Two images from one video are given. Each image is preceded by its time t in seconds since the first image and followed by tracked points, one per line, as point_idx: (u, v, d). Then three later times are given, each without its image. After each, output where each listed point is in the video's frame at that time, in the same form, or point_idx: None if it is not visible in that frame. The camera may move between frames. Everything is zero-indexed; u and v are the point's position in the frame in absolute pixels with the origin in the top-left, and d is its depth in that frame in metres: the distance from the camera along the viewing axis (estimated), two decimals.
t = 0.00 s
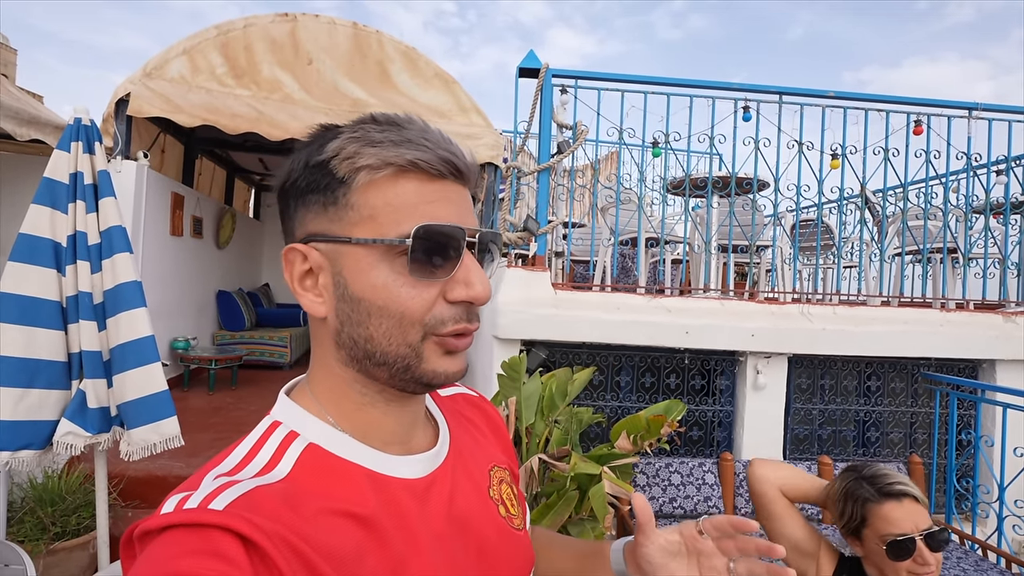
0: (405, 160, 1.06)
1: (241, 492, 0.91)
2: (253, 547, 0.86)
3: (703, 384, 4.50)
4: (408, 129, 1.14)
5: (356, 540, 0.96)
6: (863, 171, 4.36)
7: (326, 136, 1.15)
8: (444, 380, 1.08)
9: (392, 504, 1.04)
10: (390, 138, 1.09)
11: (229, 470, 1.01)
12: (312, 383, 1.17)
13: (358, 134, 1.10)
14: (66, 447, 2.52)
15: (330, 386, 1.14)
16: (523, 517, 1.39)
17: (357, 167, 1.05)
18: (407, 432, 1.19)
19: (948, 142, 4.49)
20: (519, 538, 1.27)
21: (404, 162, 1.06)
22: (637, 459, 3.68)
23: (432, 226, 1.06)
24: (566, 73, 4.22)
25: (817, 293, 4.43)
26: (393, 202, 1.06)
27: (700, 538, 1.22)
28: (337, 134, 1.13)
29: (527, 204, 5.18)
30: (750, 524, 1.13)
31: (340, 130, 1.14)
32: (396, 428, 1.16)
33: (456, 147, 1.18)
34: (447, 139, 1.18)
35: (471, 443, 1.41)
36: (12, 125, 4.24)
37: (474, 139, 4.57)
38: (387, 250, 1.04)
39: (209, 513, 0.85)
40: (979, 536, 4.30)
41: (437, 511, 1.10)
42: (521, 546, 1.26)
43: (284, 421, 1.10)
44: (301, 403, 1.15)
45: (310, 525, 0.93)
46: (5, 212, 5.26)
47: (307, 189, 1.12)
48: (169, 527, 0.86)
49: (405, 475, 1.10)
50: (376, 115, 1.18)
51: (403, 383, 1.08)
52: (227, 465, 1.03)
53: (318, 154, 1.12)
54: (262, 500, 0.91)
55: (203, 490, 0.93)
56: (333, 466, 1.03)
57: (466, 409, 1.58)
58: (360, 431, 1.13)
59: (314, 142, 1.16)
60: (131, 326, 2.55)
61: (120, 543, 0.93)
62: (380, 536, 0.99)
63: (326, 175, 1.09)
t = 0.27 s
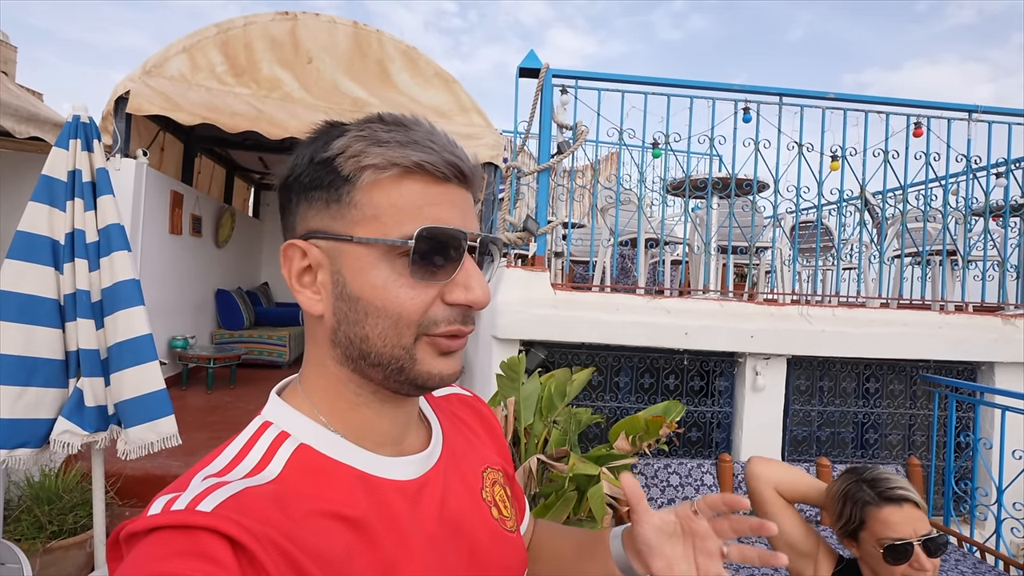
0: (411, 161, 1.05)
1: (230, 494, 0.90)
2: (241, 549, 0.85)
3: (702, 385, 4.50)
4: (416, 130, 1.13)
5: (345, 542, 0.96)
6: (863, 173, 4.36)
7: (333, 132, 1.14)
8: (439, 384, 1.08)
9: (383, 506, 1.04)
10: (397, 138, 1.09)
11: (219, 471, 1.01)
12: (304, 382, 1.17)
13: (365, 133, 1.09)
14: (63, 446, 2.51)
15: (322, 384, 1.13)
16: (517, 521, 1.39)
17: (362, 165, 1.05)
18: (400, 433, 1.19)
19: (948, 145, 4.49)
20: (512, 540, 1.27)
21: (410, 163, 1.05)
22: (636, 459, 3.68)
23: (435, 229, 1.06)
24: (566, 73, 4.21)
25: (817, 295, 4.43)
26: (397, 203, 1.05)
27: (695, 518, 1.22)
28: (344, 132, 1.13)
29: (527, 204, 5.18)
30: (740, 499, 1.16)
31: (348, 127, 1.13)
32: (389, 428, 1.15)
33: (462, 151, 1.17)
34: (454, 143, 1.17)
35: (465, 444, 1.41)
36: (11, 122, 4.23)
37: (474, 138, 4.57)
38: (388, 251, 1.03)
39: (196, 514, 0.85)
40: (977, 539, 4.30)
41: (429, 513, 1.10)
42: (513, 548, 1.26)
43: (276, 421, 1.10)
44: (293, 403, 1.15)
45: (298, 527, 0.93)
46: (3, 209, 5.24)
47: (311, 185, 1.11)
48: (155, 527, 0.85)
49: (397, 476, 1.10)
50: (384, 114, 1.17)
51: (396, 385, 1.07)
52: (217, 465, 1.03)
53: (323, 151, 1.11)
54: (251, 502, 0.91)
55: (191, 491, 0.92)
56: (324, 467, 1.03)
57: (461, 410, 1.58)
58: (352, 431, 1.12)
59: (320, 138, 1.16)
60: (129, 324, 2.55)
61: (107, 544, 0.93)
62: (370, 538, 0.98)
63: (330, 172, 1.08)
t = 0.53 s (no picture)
0: (378, 160, 1.04)
1: (233, 494, 0.90)
2: (244, 551, 0.85)
3: (704, 386, 4.49)
4: (389, 127, 1.12)
5: (348, 546, 0.96)
6: (867, 175, 4.35)
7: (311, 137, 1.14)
8: (425, 389, 1.06)
9: (385, 509, 1.04)
10: (367, 137, 1.08)
11: (222, 470, 1.01)
12: (307, 382, 1.17)
13: (337, 134, 1.09)
14: (66, 445, 2.51)
15: (321, 387, 1.13)
16: (521, 525, 1.38)
17: (331, 169, 1.05)
18: (403, 436, 1.18)
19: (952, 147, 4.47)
20: (515, 546, 1.27)
21: (376, 162, 1.04)
22: (637, 461, 3.68)
23: (400, 227, 1.04)
24: (569, 74, 4.21)
25: (819, 296, 4.42)
26: (369, 204, 1.05)
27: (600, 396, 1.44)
28: (320, 134, 1.13)
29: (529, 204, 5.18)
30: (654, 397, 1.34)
31: (323, 130, 1.13)
32: (390, 432, 1.15)
33: (442, 143, 1.14)
34: (432, 135, 1.14)
35: (470, 448, 1.41)
36: (16, 122, 4.24)
37: (476, 139, 4.57)
38: (361, 253, 1.03)
39: (201, 515, 0.85)
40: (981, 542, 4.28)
41: (432, 518, 1.09)
42: (516, 553, 1.25)
43: (280, 422, 1.10)
44: (298, 405, 1.15)
45: (302, 528, 0.92)
46: (7, 208, 5.26)
47: (293, 192, 1.12)
48: (159, 527, 0.85)
49: (400, 479, 1.10)
50: (360, 113, 1.16)
51: (381, 389, 1.07)
52: (221, 464, 1.03)
53: (301, 155, 1.12)
54: (255, 503, 0.91)
55: (195, 490, 0.92)
56: (326, 469, 1.02)
57: (465, 413, 1.58)
58: (355, 434, 1.12)
59: (301, 143, 1.16)
60: (132, 323, 2.55)
61: (110, 543, 0.93)
62: (373, 542, 0.98)
63: (307, 177, 1.09)
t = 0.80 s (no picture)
0: (364, 163, 1.04)
1: (228, 496, 0.91)
2: (239, 553, 0.86)
3: (706, 385, 4.49)
4: (377, 127, 1.11)
5: (343, 549, 0.96)
6: (871, 173, 4.34)
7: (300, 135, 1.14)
8: (414, 389, 1.07)
9: (381, 512, 1.04)
10: (354, 137, 1.07)
11: (218, 470, 1.01)
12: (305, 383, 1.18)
13: (324, 134, 1.08)
14: (70, 441, 2.53)
15: (316, 388, 1.14)
16: (522, 527, 1.39)
17: (318, 170, 1.04)
18: (401, 439, 1.19)
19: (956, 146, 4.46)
20: (515, 549, 1.27)
21: (362, 165, 1.03)
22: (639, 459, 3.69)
23: (385, 231, 1.05)
24: (573, 72, 4.21)
25: (822, 295, 4.41)
26: (354, 207, 1.05)
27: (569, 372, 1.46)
28: (307, 134, 1.12)
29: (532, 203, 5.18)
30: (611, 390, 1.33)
31: (312, 128, 1.12)
32: (386, 433, 1.15)
33: (432, 142, 1.13)
34: (422, 135, 1.13)
35: (473, 450, 1.42)
36: (21, 119, 4.26)
37: (479, 137, 4.57)
38: (348, 256, 1.04)
39: (195, 517, 0.85)
40: (983, 542, 4.28)
41: (428, 522, 1.10)
42: (516, 557, 1.25)
43: (278, 421, 1.11)
44: (295, 403, 1.16)
45: (297, 531, 0.93)
46: (12, 205, 5.28)
47: (282, 191, 1.12)
48: (154, 527, 0.86)
49: (398, 483, 1.10)
50: (348, 112, 1.15)
51: (373, 391, 1.07)
52: (217, 464, 1.03)
53: (289, 155, 1.12)
54: (250, 504, 0.91)
55: (191, 490, 0.93)
56: (322, 470, 1.03)
57: (471, 413, 1.58)
58: (350, 435, 1.12)
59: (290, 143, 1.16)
60: (136, 320, 2.56)
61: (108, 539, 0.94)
62: (368, 546, 0.99)
63: (294, 178, 1.09)
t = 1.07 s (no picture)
0: (423, 167, 1.05)
1: (238, 490, 0.91)
2: (248, 547, 0.86)
3: (709, 386, 4.48)
4: (433, 133, 1.13)
5: (351, 546, 0.96)
6: (875, 174, 4.33)
7: (350, 131, 1.14)
8: (444, 390, 1.08)
9: (388, 510, 1.04)
10: (412, 142, 1.08)
11: (228, 466, 1.01)
12: (316, 379, 1.18)
13: (380, 135, 1.09)
14: (75, 438, 2.54)
15: (333, 386, 1.14)
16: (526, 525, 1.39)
17: (373, 169, 1.05)
18: (409, 438, 1.19)
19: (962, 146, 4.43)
20: (519, 548, 1.27)
21: (422, 169, 1.05)
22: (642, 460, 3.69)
23: (441, 236, 1.05)
24: (576, 72, 4.21)
25: (826, 296, 4.40)
26: (407, 208, 1.05)
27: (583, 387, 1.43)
28: (360, 131, 1.12)
29: (535, 203, 5.18)
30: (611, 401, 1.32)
31: (364, 127, 1.13)
32: (396, 432, 1.16)
33: (481, 155, 1.16)
34: (472, 146, 1.16)
35: (478, 448, 1.42)
36: (27, 117, 4.28)
37: (483, 137, 4.58)
38: (396, 256, 1.03)
39: (205, 510, 0.85)
40: (988, 545, 4.26)
41: (434, 520, 1.10)
42: (520, 556, 1.25)
43: (288, 418, 1.11)
44: (305, 399, 1.16)
45: (305, 527, 0.93)
46: (18, 203, 5.31)
47: (325, 185, 1.12)
48: (165, 520, 0.86)
49: (405, 480, 1.11)
50: (402, 115, 1.16)
51: (402, 391, 1.08)
52: (227, 459, 1.03)
53: (339, 151, 1.12)
54: (259, 499, 0.92)
55: (201, 485, 0.93)
56: (331, 467, 1.03)
57: (475, 411, 1.59)
58: (359, 433, 1.13)
59: (336, 137, 1.16)
60: (141, 318, 2.57)
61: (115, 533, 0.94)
62: (375, 543, 0.99)
63: (343, 173, 1.09)
